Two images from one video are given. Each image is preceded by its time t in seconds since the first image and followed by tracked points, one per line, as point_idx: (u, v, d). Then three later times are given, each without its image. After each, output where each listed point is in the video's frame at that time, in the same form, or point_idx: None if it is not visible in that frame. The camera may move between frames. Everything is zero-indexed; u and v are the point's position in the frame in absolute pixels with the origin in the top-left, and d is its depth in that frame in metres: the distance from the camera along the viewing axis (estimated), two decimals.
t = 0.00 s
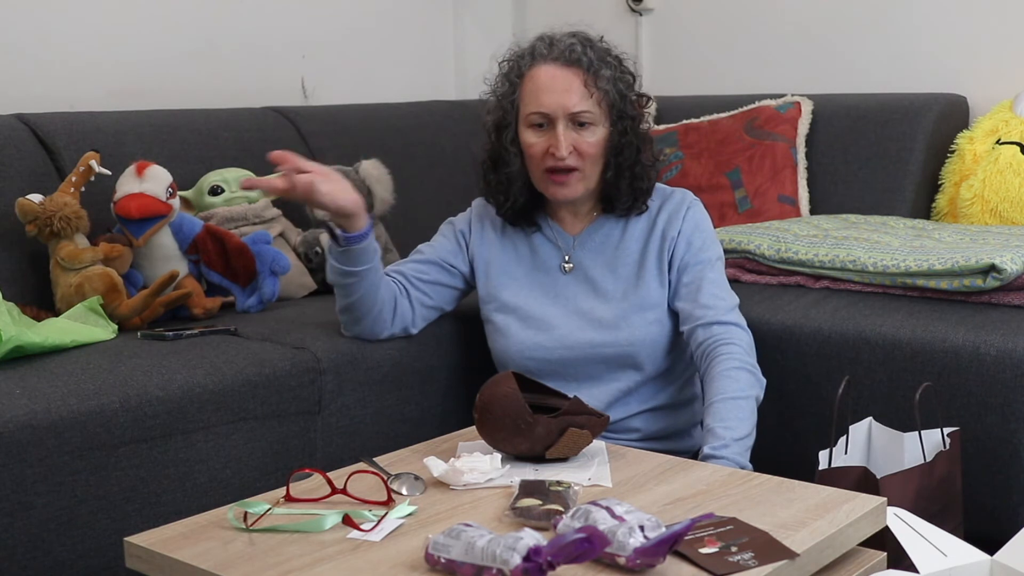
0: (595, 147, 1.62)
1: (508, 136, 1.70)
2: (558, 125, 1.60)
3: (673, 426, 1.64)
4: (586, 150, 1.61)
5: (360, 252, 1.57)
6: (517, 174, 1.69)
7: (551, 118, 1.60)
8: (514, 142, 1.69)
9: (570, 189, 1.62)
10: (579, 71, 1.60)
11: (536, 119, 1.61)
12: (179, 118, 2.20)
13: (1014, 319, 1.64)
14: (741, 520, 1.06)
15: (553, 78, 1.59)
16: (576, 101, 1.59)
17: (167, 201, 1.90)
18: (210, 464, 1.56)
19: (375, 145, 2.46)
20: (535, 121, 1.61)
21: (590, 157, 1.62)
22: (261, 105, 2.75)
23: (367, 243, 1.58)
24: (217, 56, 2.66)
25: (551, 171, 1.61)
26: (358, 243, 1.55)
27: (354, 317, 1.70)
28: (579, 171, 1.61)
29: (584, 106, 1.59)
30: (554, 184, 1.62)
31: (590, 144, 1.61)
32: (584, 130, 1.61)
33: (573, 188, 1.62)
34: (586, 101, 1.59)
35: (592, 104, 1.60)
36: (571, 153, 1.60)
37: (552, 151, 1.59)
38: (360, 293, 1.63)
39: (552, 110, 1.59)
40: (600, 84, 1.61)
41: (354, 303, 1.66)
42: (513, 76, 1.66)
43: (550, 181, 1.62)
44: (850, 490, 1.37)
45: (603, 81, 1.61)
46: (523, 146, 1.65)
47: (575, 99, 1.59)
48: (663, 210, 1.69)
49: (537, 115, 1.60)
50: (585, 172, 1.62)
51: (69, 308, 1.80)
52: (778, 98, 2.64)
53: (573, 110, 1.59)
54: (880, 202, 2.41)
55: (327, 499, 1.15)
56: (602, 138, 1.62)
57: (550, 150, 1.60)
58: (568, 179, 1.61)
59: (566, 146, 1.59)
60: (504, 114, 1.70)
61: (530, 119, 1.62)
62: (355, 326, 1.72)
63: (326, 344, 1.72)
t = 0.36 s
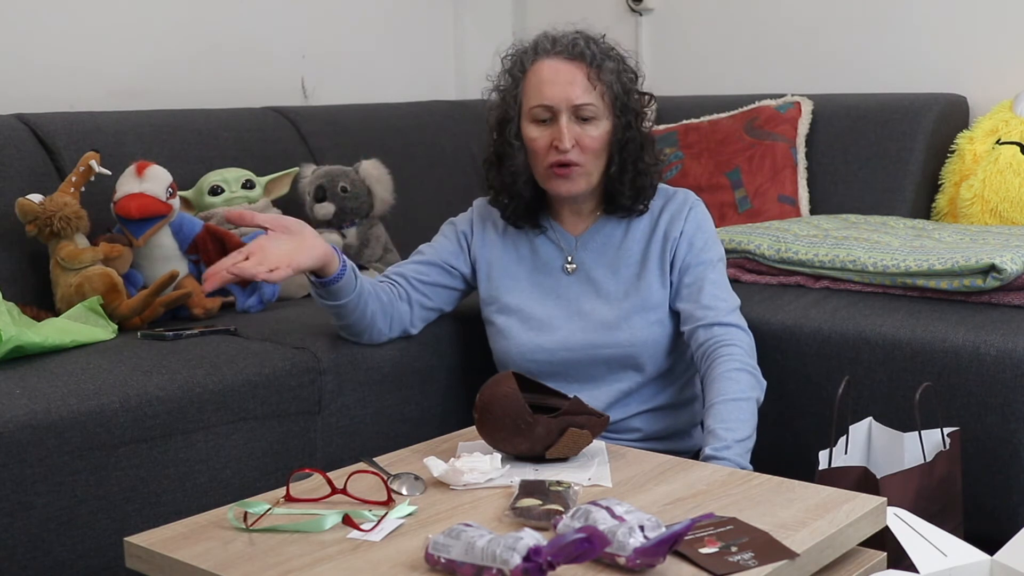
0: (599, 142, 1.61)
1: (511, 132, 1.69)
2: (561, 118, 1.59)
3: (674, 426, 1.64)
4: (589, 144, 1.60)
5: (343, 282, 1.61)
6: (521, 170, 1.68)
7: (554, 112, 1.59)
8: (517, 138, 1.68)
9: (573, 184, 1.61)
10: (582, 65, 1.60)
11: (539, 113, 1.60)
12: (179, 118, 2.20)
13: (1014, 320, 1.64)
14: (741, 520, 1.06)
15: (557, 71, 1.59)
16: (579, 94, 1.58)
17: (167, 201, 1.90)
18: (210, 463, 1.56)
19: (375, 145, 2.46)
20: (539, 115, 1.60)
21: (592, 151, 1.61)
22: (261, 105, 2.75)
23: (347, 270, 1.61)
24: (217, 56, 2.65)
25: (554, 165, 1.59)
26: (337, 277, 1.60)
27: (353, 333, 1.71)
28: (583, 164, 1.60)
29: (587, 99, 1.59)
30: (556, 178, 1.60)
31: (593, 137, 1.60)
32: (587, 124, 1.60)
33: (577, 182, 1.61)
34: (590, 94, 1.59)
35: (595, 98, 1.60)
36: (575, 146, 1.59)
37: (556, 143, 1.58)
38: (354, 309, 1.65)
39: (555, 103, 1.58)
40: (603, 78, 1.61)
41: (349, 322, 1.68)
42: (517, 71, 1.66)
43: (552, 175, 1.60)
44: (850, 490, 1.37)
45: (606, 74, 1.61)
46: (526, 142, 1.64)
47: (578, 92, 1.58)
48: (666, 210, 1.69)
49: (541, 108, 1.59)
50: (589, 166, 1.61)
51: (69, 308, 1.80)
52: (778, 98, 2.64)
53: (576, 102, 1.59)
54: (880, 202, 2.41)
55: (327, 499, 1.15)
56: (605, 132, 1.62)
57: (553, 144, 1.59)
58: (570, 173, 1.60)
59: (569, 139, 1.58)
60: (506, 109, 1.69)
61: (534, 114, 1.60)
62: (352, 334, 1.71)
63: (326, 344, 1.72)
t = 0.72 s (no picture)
0: (592, 128, 1.62)
1: (502, 127, 1.71)
2: (552, 107, 1.60)
3: (671, 425, 1.64)
4: (582, 130, 1.61)
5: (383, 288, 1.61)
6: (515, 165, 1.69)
7: (545, 100, 1.61)
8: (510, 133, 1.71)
9: (569, 170, 1.61)
10: (569, 53, 1.62)
11: (530, 105, 1.62)
12: (179, 118, 2.20)
13: (1014, 319, 1.64)
14: (741, 520, 1.06)
15: (544, 61, 1.61)
16: (568, 80, 1.60)
17: (167, 201, 1.90)
18: (210, 463, 1.56)
19: (375, 145, 2.46)
20: (530, 107, 1.62)
21: (586, 137, 1.62)
22: (262, 105, 2.75)
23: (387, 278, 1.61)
24: (217, 56, 2.66)
25: (549, 154, 1.61)
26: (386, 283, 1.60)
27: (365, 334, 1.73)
28: (577, 151, 1.61)
29: (577, 86, 1.60)
30: (552, 166, 1.61)
31: (586, 124, 1.61)
32: (578, 112, 1.62)
33: (572, 168, 1.61)
34: (580, 81, 1.60)
35: (585, 84, 1.61)
36: (568, 133, 1.60)
37: (549, 131, 1.59)
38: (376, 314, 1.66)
39: (545, 91, 1.60)
40: (591, 65, 1.62)
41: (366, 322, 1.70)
42: (506, 66, 1.68)
43: (547, 164, 1.61)
44: (850, 490, 1.37)
45: (594, 61, 1.63)
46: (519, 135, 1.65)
47: (567, 78, 1.60)
48: (662, 208, 1.69)
49: (532, 99, 1.61)
50: (582, 153, 1.62)
51: (69, 308, 1.80)
52: (778, 98, 2.64)
53: (566, 89, 1.60)
54: (880, 202, 2.41)
55: (327, 499, 1.15)
56: (597, 119, 1.63)
57: (546, 132, 1.60)
58: (564, 160, 1.61)
59: (562, 125, 1.59)
60: (496, 105, 1.71)
61: (525, 105, 1.62)
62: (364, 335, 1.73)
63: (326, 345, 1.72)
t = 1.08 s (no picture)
0: (594, 142, 1.61)
1: (505, 138, 1.70)
2: (555, 121, 1.59)
3: (674, 426, 1.64)
4: (585, 145, 1.60)
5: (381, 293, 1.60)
6: (517, 176, 1.68)
7: (548, 114, 1.59)
8: (512, 143, 1.69)
9: (571, 184, 1.60)
10: (573, 66, 1.60)
11: (533, 118, 1.60)
12: (179, 118, 2.20)
13: (1014, 320, 1.64)
14: (741, 520, 1.06)
15: (546, 74, 1.59)
16: (572, 94, 1.58)
17: (167, 201, 1.90)
18: (210, 464, 1.56)
19: (375, 145, 2.46)
20: (532, 120, 1.60)
21: (589, 152, 1.61)
22: (262, 105, 2.75)
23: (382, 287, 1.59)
24: (217, 56, 2.66)
25: (552, 168, 1.60)
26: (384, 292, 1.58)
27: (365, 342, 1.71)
28: (580, 166, 1.60)
29: (580, 99, 1.59)
30: (554, 180, 1.60)
31: (589, 139, 1.60)
32: (582, 125, 1.60)
33: (574, 182, 1.60)
34: (583, 96, 1.59)
35: (588, 97, 1.60)
36: (571, 148, 1.59)
37: (552, 146, 1.58)
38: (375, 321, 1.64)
39: (549, 105, 1.58)
40: (594, 78, 1.60)
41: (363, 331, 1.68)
42: (508, 77, 1.66)
43: (550, 178, 1.60)
44: (850, 490, 1.37)
45: (597, 74, 1.61)
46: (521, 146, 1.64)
47: (571, 92, 1.58)
48: (664, 210, 1.68)
49: (534, 112, 1.60)
50: (586, 168, 1.61)
51: (69, 308, 1.80)
52: (778, 98, 2.64)
53: (570, 103, 1.58)
54: (880, 202, 2.41)
55: (327, 499, 1.15)
56: (600, 132, 1.62)
57: (548, 147, 1.59)
58: (568, 174, 1.60)
59: (565, 141, 1.58)
60: (499, 115, 1.70)
61: (527, 118, 1.61)
62: (363, 341, 1.70)
63: (326, 345, 1.72)
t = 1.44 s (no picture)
0: (598, 140, 1.61)
1: (509, 136, 1.69)
2: (558, 118, 1.59)
3: (674, 426, 1.65)
4: (588, 143, 1.60)
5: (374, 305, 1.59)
6: (519, 174, 1.68)
7: (552, 111, 1.59)
8: (515, 140, 1.69)
9: (573, 183, 1.60)
10: (577, 64, 1.60)
11: (536, 115, 1.60)
12: (179, 118, 2.20)
13: (1014, 320, 1.64)
14: (741, 520, 1.06)
15: (551, 71, 1.59)
16: (576, 91, 1.58)
17: (167, 201, 1.90)
18: (210, 464, 1.56)
19: (375, 145, 2.46)
20: (536, 117, 1.61)
21: (592, 150, 1.61)
22: (262, 105, 2.75)
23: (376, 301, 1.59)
24: (217, 56, 2.66)
25: (554, 166, 1.60)
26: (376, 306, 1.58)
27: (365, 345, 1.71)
28: (582, 163, 1.60)
29: (584, 96, 1.59)
30: (557, 178, 1.60)
31: (593, 137, 1.60)
32: (585, 123, 1.60)
33: (577, 180, 1.60)
34: (586, 94, 1.59)
35: (592, 95, 1.60)
36: (573, 146, 1.59)
37: (555, 143, 1.58)
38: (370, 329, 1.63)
39: (553, 102, 1.58)
40: (598, 76, 1.60)
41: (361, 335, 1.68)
42: (512, 74, 1.66)
43: (552, 177, 1.60)
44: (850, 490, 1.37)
45: (602, 72, 1.61)
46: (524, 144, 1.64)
47: (574, 89, 1.58)
48: (666, 211, 1.68)
49: (538, 109, 1.60)
50: (589, 166, 1.61)
51: (69, 308, 1.80)
52: (778, 98, 2.63)
53: (573, 100, 1.59)
54: (880, 202, 2.41)
55: (327, 499, 1.15)
56: (603, 130, 1.62)
57: (551, 144, 1.59)
58: (570, 172, 1.60)
59: (568, 138, 1.58)
60: (502, 113, 1.69)
61: (531, 114, 1.61)
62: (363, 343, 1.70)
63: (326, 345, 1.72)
